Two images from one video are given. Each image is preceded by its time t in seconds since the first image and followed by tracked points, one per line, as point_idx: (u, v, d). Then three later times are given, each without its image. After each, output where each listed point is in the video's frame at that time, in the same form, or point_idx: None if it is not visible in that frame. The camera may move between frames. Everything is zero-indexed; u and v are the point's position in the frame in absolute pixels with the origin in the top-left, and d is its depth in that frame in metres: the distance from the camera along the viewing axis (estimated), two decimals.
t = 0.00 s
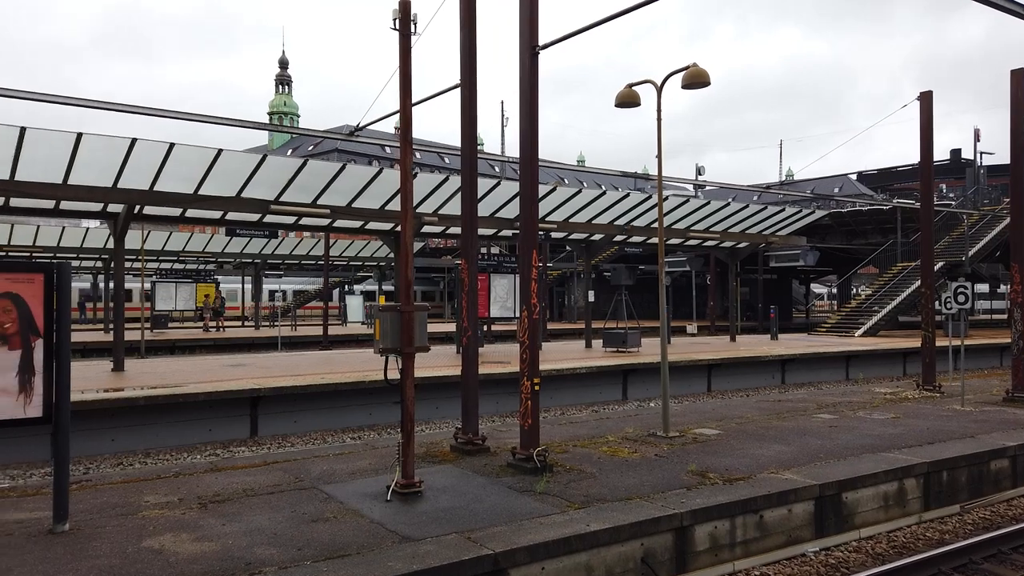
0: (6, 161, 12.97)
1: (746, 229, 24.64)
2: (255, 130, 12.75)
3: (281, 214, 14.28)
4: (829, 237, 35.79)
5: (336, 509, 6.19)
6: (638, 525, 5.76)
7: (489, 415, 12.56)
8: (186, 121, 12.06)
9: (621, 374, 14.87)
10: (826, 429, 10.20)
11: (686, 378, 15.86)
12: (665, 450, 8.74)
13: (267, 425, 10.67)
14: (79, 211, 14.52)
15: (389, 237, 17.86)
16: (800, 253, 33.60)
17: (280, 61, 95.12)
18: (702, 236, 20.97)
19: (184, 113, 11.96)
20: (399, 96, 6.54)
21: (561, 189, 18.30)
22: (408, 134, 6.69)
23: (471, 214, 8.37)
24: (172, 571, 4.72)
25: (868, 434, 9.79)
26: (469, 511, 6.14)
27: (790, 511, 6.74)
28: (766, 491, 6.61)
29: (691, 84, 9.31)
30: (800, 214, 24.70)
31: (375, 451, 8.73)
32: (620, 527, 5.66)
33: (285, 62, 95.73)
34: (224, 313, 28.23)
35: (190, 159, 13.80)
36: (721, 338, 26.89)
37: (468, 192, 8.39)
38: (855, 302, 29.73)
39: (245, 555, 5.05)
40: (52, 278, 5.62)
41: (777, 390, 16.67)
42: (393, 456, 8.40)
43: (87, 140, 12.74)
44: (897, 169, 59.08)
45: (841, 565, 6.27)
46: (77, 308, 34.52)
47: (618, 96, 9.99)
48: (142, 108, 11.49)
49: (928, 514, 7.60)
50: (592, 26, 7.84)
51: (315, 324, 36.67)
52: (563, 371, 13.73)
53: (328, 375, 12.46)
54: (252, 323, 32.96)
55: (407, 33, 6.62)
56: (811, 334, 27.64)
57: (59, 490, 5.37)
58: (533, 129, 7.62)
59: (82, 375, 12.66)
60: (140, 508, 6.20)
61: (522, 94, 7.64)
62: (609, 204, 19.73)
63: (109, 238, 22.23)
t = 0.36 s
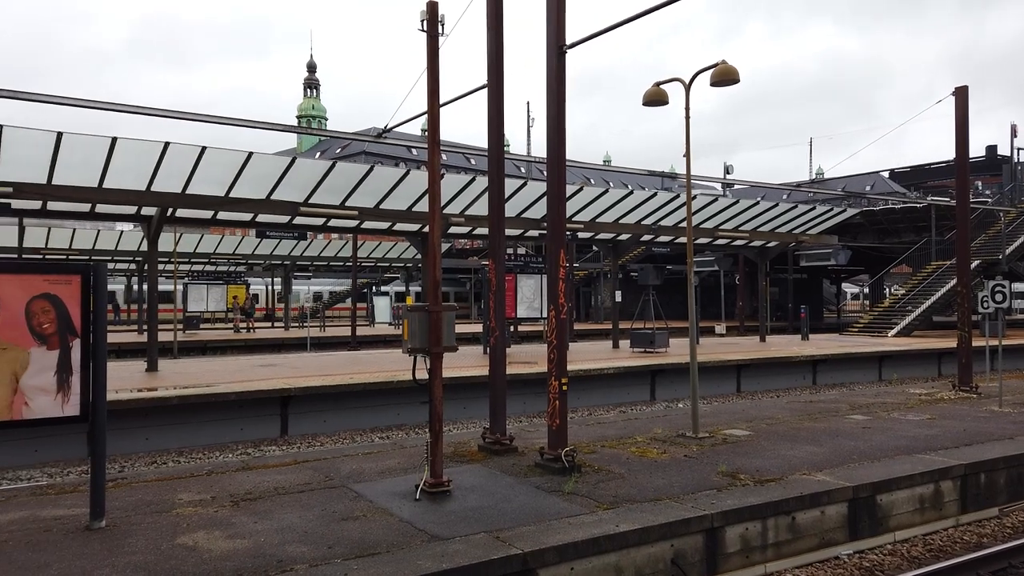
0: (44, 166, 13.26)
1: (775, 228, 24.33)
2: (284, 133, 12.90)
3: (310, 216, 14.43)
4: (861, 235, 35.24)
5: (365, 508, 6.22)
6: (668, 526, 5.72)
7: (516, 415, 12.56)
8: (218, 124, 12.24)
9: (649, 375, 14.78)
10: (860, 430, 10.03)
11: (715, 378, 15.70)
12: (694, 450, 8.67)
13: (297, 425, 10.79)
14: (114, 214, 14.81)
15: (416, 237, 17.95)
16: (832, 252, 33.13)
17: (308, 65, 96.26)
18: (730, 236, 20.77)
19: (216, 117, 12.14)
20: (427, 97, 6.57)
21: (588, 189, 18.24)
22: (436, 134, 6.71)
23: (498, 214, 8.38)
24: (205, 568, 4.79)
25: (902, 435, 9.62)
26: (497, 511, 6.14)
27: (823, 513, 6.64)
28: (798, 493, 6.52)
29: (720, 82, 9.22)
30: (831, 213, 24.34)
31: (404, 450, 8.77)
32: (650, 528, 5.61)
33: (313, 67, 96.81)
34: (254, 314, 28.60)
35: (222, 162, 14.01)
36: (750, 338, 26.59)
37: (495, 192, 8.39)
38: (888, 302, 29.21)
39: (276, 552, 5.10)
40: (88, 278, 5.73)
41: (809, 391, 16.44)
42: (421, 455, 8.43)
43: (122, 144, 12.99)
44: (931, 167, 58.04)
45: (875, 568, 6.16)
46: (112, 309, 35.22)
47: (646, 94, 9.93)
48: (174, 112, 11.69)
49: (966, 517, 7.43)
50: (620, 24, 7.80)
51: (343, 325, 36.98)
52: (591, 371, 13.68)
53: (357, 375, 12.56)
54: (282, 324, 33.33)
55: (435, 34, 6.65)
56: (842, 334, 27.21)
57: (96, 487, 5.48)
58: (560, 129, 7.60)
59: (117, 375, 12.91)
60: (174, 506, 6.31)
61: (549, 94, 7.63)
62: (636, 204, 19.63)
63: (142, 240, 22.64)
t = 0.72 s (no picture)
0: (64, 168, 13.42)
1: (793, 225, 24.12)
2: (300, 133, 12.97)
3: (326, 215, 14.50)
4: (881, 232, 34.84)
5: (381, 506, 6.25)
6: (684, 526, 5.68)
7: (532, 414, 12.54)
8: (235, 125, 12.33)
9: (665, 374, 14.71)
10: (879, 429, 9.91)
11: (732, 377, 15.59)
12: (711, 449, 8.60)
13: (314, 423, 10.85)
14: (133, 215, 14.96)
15: (432, 236, 17.98)
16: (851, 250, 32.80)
17: (325, 66, 96.79)
18: (747, 233, 20.62)
19: (232, 117, 12.22)
20: (441, 96, 6.57)
21: (603, 187, 18.17)
22: (450, 134, 6.71)
23: (513, 213, 8.36)
24: (222, 565, 4.82)
25: (923, 434, 9.50)
26: (512, 509, 6.13)
27: (841, 513, 6.57)
28: (816, 492, 6.46)
29: (736, 78, 9.15)
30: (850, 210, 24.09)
31: (420, 449, 8.79)
32: (665, 527, 5.58)
33: (330, 67, 97.31)
34: (272, 313, 28.80)
35: (238, 162, 14.11)
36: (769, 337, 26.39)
37: (509, 190, 8.38)
38: (909, 299, 28.86)
39: (293, 550, 5.13)
40: (107, 279, 5.82)
41: (828, 390, 16.28)
42: (437, 454, 8.45)
43: (140, 146, 13.12)
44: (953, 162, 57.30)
45: (894, 568, 6.09)
46: (133, 309, 35.64)
47: (662, 92, 9.88)
48: (191, 113, 11.78)
49: (988, 517, 7.32)
50: (634, 21, 7.76)
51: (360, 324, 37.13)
52: (607, 370, 13.63)
53: (373, 374, 12.61)
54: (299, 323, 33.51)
55: (448, 33, 6.66)
56: (862, 332, 26.92)
57: (116, 485, 5.54)
58: (575, 127, 7.58)
59: (137, 374, 13.05)
60: (192, 504, 6.37)
61: (563, 92, 7.61)
62: (652, 202, 19.54)
63: (162, 241, 22.86)
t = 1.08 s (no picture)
0: (90, 167, 13.64)
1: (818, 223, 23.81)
2: (321, 131, 13.05)
3: (347, 214, 14.58)
4: (908, 230, 34.29)
5: (398, 503, 6.28)
6: (701, 526, 5.63)
7: (552, 412, 12.53)
8: (257, 124, 12.43)
9: (686, 373, 14.61)
10: (904, 429, 9.76)
11: (755, 377, 15.43)
12: (731, 449, 8.52)
13: (334, 420, 10.92)
14: (158, 213, 15.16)
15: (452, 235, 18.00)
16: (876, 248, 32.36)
17: (348, 65, 97.40)
18: (771, 231, 20.39)
19: (254, 116, 12.31)
20: (459, 94, 6.57)
21: (624, 185, 18.07)
22: (468, 132, 6.71)
23: (531, 212, 8.35)
24: (240, 560, 4.87)
25: (949, 436, 9.33)
26: (529, 508, 6.13)
27: (863, 514, 6.48)
28: (837, 493, 6.37)
29: (758, 75, 9.04)
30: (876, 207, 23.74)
31: (438, 447, 8.80)
32: (682, 527, 5.54)
33: (352, 66, 97.99)
34: (295, 311, 29.05)
35: (261, 161, 14.24)
36: (792, 336, 26.09)
37: (528, 189, 8.36)
38: (936, 299, 28.39)
39: (310, 546, 5.17)
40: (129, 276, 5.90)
41: (852, 390, 16.06)
42: (455, 451, 8.47)
43: (165, 145, 13.28)
44: (983, 159, 56.27)
45: (916, 571, 6.00)
46: (159, 306, 36.15)
47: (682, 88, 9.79)
48: (214, 113, 11.90)
49: (1014, 520, 7.18)
50: (653, 17, 7.69)
51: (382, 321, 37.31)
52: (627, 369, 13.57)
53: (393, 371, 12.66)
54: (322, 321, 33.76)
55: (467, 31, 6.65)
56: (889, 331, 26.50)
57: (138, 480, 5.62)
58: (593, 125, 7.54)
59: (162, 370, 13.23)
60: (213, 499, 6.44)
61: (582, 89, 7.57)
62: (673, 199, 19.39)
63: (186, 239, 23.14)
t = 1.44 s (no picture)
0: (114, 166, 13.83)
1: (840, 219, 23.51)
2: (339, 129, 13.10)
3: (366, 211, 14.64)
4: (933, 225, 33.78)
5: (416, 499, 6.30)
6: (720, 524, 5.59)
7: (570, 409, 12.51)
8: (276, 122, 12.50)
9: (706, 370, 14.51)
10: (927, 428, 9.61)
11: (775, 374, 15.29)
12: (750, 447, 8.45)
13: (353, 416, 10.99)
14: (180, 211, 15.34)
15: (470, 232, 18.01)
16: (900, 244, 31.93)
17: (368, 63, 97.80)
18: (792, 227, 20.18)
19: (274, 115, 12.40)
20: (475, 92, 6.57)
21: (643, 181, 17.97)
22: (485, 129, 6.71)
23: (548, 209, 8.33)
24: (259, 555, 4.91)
25: (974, 434, 9.18)
26: (546, 505, 6.12)
27: (885, 514, 6.39)
28: (858, 492, 6.30)
29: (778, 69, 8.94)
30: (900, 203, 23.40)
31: (456, 443, 8.83)
32: (700, 525, 5.50)
33: (372, 64, 98.47)
34: (316, 308, 29.26)
35: (281, 159, 14.34)
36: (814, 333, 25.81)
37: (545, 186, 8.34)
38: (962, 296, 27.96)
39: (328, 541, 5.21)
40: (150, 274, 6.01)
41: (875, 388, 15.85)
42: (473, 448, 8.48)
43: (186, 143, 13.43)
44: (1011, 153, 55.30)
45: (939, 571, 5.92)
46: (182, 303, 36.64)
47: (701, 83, 9.71)
48: (234, 111, 12.01)
49: None
50: (671, 12, 7.63)
51: (401, 319, 37.46)
52: (646, 366, 13.51)
53: (412, 368, 12.71)
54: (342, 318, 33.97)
55: (483, 27, 6.65)
56: (913, 328, 26.13)
57: (158, 475, 5.70)
58: (611, 121, 7.49)
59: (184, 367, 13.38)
60: (233, 494, 6.51)
61: (599, 85, 7.53)
62: (693, 195, 19.25)
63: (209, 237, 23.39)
